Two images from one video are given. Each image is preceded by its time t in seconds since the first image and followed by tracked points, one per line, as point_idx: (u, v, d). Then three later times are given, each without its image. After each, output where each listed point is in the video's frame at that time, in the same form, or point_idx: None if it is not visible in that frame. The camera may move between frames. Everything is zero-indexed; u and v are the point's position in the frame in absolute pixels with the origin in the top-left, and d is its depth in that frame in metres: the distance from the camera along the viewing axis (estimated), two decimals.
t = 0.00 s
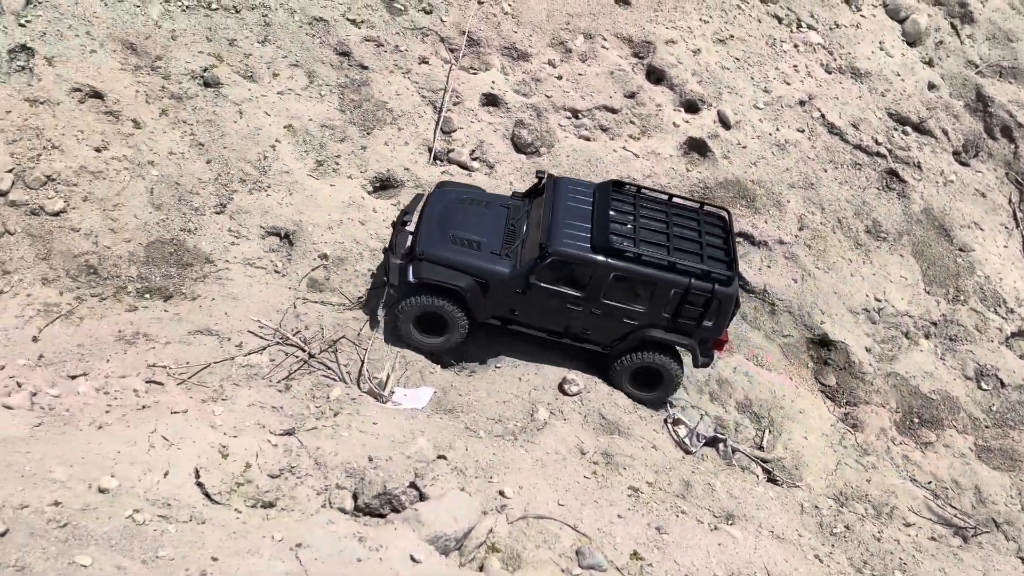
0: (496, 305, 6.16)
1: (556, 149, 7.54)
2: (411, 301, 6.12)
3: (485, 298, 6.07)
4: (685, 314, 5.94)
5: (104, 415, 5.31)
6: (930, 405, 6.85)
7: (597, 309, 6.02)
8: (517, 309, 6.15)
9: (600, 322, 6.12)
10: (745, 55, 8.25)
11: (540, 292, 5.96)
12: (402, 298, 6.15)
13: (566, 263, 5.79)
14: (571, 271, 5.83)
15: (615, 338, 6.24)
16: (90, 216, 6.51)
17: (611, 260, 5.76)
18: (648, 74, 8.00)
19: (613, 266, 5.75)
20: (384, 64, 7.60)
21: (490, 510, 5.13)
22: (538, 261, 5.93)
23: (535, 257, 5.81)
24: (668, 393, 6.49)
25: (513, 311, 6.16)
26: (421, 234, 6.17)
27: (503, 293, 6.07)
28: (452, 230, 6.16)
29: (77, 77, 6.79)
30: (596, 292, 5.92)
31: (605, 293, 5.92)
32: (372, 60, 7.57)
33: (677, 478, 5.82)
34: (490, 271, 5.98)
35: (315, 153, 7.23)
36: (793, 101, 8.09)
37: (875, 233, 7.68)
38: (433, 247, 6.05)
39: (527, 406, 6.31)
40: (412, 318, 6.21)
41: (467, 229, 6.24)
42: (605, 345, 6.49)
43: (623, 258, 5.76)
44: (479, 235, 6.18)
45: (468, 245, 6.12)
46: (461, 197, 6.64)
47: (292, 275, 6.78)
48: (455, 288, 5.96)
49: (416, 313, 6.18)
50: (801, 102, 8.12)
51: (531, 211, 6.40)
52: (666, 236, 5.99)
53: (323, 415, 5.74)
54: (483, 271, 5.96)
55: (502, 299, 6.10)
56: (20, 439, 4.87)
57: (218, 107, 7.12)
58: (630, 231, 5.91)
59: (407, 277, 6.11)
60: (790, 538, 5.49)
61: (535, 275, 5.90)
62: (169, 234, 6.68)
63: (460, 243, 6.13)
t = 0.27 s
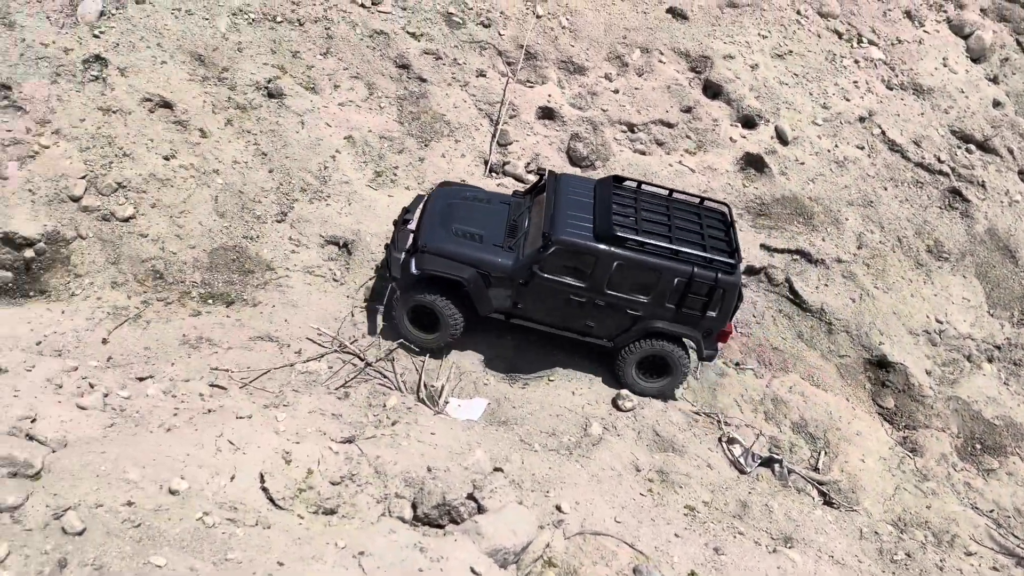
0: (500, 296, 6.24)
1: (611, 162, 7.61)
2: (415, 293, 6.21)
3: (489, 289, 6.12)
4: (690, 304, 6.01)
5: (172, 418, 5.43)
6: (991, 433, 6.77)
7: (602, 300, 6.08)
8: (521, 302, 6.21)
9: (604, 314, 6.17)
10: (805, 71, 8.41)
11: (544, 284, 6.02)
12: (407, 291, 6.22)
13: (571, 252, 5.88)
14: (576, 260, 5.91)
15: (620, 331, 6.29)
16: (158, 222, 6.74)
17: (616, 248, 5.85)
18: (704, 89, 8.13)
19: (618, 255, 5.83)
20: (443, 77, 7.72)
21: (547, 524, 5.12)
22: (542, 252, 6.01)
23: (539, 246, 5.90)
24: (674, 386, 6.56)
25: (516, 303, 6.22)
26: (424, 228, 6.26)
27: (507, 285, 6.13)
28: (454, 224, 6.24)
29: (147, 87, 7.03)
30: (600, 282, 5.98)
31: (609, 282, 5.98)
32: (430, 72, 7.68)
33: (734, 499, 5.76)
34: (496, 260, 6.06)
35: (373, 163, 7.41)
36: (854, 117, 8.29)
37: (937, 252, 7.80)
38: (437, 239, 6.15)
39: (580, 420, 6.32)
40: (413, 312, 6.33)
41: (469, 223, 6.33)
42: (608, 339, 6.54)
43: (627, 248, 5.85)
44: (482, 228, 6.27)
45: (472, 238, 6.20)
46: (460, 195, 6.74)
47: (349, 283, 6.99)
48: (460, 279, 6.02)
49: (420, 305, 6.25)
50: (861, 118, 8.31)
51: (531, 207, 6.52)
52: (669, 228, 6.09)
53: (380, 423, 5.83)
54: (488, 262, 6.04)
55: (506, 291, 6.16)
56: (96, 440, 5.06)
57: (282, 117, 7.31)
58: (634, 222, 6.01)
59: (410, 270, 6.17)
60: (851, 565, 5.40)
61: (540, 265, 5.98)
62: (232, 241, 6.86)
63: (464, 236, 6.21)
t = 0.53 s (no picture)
0: (487, 300, 6.31)
1: (669, 180, 7.68)
2: (405, 292, 6.39)
3: (475, 291, 6.21)
4: (673, 319, 5.90)
5: (237, 429, 5.51)
6: None
7: (586, 309, 6.06)
8: (507, 305, 6.26)
9: (589, 322, 6.15)
10: (868, 90, 8.36)
11: (527, 289, 6.06)
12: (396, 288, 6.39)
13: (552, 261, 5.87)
14: (558, 269, 5.89)
15: (606, 339, 6.26)
16: (222, 232, 6.87)
17: (599, 259, 5.77)
18: (765, 107, 8.13)
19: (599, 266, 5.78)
20: (502, 92, 7.76)
21: (608, 550, 5.09)
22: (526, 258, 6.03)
23: (521, 252, 5.93)
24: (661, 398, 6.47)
25: (502, 305, 6.28)
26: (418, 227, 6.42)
27: (492, 288, 6.19)
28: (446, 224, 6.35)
29: (215, 99, 7.18)
30: (583, 291, 5.96)
31: (593, 293, 5.95)
32: (490, 88, 7.73)
33: (796, 530, 5.64)
34: (480, 265, 6.13)
35: (431, 178, 7.40)
36: (919, 137, 8.22)
37: (1006, 277, 7.67)
38: (427, 241, 6.29)
39: (636, 442, 6.30)
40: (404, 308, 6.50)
41: (462, 224, 6.42)
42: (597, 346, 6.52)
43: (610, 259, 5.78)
44: (473, 230, 6.36)
45: (461, 239, 6.29)
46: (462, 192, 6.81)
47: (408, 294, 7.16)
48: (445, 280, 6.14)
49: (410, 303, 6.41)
50: (928, 138, 8.24)
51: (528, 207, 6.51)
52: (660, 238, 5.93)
53: (437, 437, 5.88)
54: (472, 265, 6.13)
55: (491, 293, 6.22)
56: (166, 449, 5.17)
57: (344, 131, 7.41)
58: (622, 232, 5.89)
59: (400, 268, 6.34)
60: None
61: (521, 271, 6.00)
62: (293, 253, 6.98)
63: (454, 237, 6.31)
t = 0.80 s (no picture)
0: (481, 297, 6.30)
1: (732, 201, 7.62)
2: (406, 279, 6.40)
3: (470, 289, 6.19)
4: (660, 350, 5.74)
5: (303, 446, 5.53)
6: None
7: (576, 322, 5.96)
8: (502, 306, 6.23)
9: (578, 336, 6.06)
10: (939, 111, 8.20)
11: (520, 295, 5.99)
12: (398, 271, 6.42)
13: (545, 271, 5.74)
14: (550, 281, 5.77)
15: (597, 354, 6.16)
16: (285, 246, 6.93)
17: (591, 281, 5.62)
18: (831, 128, 7.98)
19: (590, 287, 5.62)
20: (563, 110, 7.72)
21: None
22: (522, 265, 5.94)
23: (518, 257, 5.84)
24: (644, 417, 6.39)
25: (498, 305, 6.26)
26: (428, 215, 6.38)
27: (488, 288, 6.16)
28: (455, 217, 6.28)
29: (282, 114, 7.29)
30: (574, 306, 5.84)
31: (582, 311, 5.84)
32: (551, 105, 7.70)
33: (869, 570, 5.46)
34: (478, 263, 6.08)
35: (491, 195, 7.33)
36: (992, 161, 7.99)
37: None
38: (432, 230, 6.25)
39: (698, 471, 6.17)
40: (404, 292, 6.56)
41: (471, 218, 6.34)
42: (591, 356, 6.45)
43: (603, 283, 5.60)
44: (481, 228, 6.26)
45: (466, 235, 6.23)
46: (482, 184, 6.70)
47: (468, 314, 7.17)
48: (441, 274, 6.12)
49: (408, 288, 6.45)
50: (1002, 162, 8.01)
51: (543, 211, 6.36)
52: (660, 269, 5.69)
53: (500, 463, 5.81)
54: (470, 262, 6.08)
55: (486, 293, 6.19)
56: (235, 465, 5.21)
57: (406, 146, 7.43)
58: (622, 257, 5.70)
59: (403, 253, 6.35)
60: None
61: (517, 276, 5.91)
62: (355, 266, 7.07)
63: (459, 232, 6.25)
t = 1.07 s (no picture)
0: (491, 289, 6.39)
1: (788, 224, 7.55)
2: (420, 273, 6.57)
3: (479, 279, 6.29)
4: (665, 336, 5.68)
5: (360, 463, 5.54)
6: None
7: (581, 311, 5.99)
8: (511, 296, 6.31)
9: (585, 324, 6.08)
10: (1004, 134, 8.03)
11: (527, 283, 6.07)
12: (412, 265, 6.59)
13: (548, 258, 5.81)
14: (555, 268, 5.84)
15: (605, 343, 6.16)
16: (340, 260, 7.02)
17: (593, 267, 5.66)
18: (892, 150, 7.86)
19: (592, 272, 5.66)
20: (618, 128, 7.70)
21: None
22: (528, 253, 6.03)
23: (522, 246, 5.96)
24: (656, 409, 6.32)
25: (507, 296, 6.34)
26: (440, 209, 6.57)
27: (497, 278, 6.26)
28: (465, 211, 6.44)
29: (339, 129, 7.39)
30: (580, 293, 5.87)
31: (588, 298, 5.86)
32: (605, 123, 7.69)
33: None
34: (485, 254, 6.18)
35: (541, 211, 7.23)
36: None
37: None
38: (443, 223, 6.41)
39: (754, 499, 6.05)
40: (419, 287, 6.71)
41: (482, 212, 6.48)
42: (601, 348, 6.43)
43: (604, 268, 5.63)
44: (490, 220, 6.39)
45: (476, 226, 6.37)
46: (494, 181, 6.85)
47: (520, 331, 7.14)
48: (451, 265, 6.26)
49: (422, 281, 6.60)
50: None
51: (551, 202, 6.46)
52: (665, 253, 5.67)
53: (554, 487, 5.76)
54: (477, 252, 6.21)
55: (495, 283, 6.28)
56: (294, 481, 5.25)
57: (460, 163, 7.44)
58: (626, 242, 5.72)
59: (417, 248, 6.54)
60: None
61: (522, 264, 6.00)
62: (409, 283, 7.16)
63: (470, 224, 6.40)
